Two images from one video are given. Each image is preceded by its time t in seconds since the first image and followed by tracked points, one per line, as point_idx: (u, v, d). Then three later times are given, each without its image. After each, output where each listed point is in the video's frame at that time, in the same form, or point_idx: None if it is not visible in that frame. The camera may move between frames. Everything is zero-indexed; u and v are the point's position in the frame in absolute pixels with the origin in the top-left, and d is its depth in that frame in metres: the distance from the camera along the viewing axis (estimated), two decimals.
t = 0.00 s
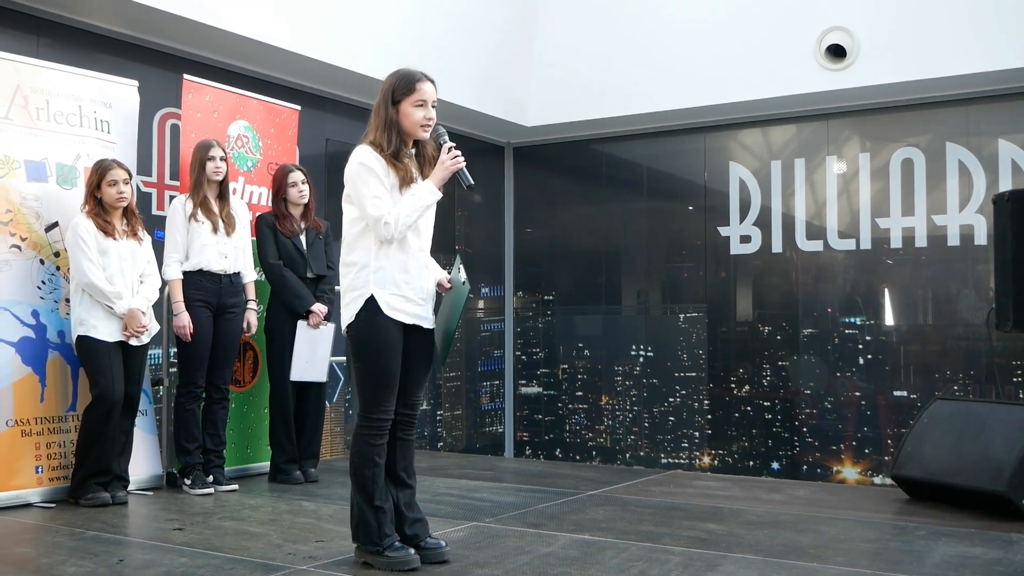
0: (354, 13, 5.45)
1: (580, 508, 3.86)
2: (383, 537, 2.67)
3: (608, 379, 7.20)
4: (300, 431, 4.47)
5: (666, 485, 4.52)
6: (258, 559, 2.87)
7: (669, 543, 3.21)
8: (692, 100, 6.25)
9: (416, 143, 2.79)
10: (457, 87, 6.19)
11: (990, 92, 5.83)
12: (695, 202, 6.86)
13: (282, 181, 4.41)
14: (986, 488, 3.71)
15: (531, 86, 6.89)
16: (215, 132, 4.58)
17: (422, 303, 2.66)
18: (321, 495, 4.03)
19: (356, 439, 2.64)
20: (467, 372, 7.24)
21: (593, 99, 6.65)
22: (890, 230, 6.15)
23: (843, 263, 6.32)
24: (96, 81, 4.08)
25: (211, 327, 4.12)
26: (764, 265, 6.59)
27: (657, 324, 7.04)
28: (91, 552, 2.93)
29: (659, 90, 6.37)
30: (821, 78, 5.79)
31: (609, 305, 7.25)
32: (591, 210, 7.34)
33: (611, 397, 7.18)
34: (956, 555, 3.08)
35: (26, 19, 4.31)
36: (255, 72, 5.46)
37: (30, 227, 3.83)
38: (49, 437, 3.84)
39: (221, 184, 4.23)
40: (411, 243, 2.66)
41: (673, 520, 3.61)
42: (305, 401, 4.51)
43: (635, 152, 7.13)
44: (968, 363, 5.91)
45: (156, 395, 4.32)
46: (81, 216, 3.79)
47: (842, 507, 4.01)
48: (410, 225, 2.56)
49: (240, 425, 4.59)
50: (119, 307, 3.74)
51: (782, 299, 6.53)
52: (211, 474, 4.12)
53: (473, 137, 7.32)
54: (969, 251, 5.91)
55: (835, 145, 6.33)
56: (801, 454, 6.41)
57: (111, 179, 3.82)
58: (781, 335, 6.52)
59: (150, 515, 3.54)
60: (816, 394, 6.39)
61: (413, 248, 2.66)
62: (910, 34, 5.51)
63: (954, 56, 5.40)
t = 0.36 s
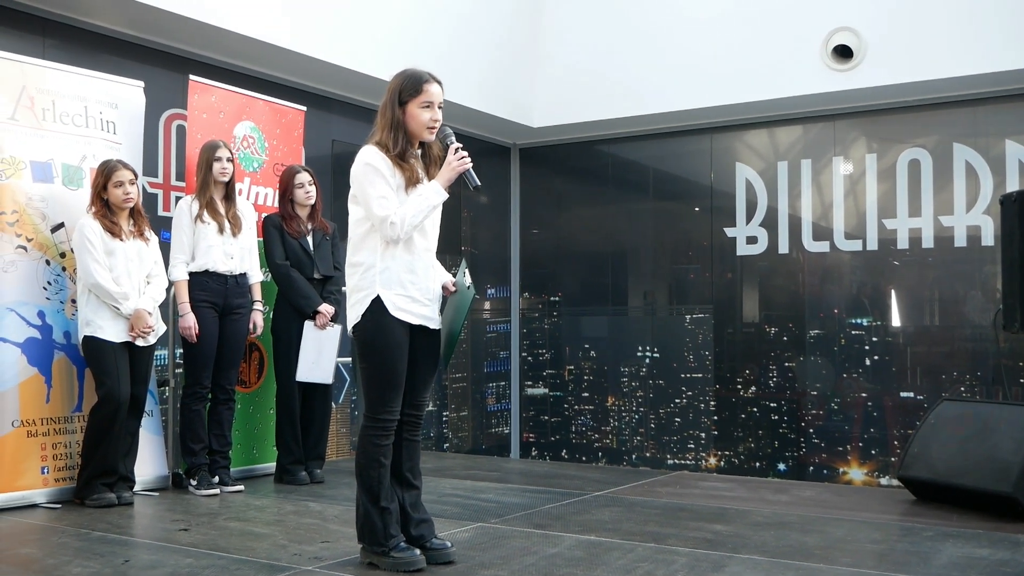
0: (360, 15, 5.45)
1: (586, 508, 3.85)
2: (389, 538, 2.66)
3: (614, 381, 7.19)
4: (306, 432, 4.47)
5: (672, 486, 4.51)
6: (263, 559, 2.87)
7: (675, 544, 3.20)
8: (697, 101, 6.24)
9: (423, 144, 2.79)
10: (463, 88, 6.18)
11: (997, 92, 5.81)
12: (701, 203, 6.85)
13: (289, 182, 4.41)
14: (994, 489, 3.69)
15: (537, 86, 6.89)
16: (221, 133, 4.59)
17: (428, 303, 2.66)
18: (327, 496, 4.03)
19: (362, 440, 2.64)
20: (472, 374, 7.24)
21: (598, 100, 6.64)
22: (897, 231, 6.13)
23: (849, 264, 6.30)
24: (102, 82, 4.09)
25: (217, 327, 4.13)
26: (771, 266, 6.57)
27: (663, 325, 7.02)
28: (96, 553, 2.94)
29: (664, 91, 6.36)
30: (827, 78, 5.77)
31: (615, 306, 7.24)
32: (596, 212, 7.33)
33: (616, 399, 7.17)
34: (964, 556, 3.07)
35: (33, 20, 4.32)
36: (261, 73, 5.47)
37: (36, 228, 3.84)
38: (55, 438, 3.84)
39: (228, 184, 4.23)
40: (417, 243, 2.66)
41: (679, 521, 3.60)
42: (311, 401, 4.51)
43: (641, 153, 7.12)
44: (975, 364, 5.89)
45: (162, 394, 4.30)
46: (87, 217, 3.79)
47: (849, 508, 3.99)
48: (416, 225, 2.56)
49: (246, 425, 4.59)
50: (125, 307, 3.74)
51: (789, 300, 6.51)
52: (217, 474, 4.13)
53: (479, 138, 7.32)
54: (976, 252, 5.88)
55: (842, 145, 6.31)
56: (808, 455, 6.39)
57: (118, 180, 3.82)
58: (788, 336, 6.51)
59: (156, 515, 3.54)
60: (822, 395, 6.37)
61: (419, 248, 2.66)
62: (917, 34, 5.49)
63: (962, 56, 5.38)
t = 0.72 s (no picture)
0: (365, 19, 5.47)
1: (589, 511, 3.86)
2: (391, 541, 2.67)
3: (619, 383, 7.20)
4: (310, 435, 4.49)
5: (676, 489, 4.51)
6: (267, 562, 2.89)
7: (677, 547, 3.20)
8: (702, 103, 6.25)
9: (424, 148, 2.80)
10: (468, 91, 6.20)
11: (1002, 94, 5.80)
12: (706, 206, 6.85)
13: (295, 186, 4.44)
14: (998, 493, 3.69)
15: (541, 89, 6.90)
16: (226, 137, 4.62)
17: (431, 308, 2.68)
18: (331, 499, 4.05)
19: (365, 443, 2.65)
20: (477, 376, 7.25)
21: (602, 102, 6.65)
22: (902, 233, 6.12)
23: (855, 266, 6.29)
24: (108, 87, 4.12)
25: (222, 331, 4.15)
26: (776, 269, 6.57)
27: (668, 328, 7.02)
28: (102, 555, 2.96)
29: (669, 93, 6.37)
30: (831, 81, 5.77)
31: (620, 308, 7.25)
32: (601, 214, 7.34)
33: (621, 401, 7.18)
34: (966, 560, 3.07)
35: (40, 25, 4.36)
36: (266, 78, 5.50)
37: (43, 232, 3.86)
38: (61, 441, 3.87)
39: (233, 189, 4.26)
40: (420, 248, 2.68)
41: (682, 524, 3.61)
42: (316, 404, 4.53)
43: (645, 155, 7.13)
44: (981, 366, 5.88)
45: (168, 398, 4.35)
46: (93, 221, 3.81)
47: (852, 511, 3.99)
48: (419, 230, 2.57)
49: (251, 428, 4.61)
50: (131, 311, 3.77)
51: (794, 303, 6.51)
52: (222, 477, 4.14)
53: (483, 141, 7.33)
54: (982, 255, 5.87)
55: (847, 147, 6.31)
56: (813, 458, 6.39)
57: (124, 184, 3.84)
58: (793, 339, 6.50)
59: (161, 518, 3.56)
60: (827, 398, 6.36)
61: (423, 253, 2.68)
62: (921, 36, 5.48)
63: (966, 59, 5.37)
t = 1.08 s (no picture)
0: (373, 22, 5.49)
1: (597, 514, 3.86)
2: (399, 544, 2.68)
3: (627, 385, 7.20)
4: (319, 437, 4.50)
5: (683, 492, 4.51)
6: (276, 565, 2.91)
7: (685, 551, 3.21)
8: (709, 105, 6.25)
9: (433, 154, 2.81)
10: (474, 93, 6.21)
11: (1012, 96, 5.78)
12: (713, 207, 6.85)
13: (304, 189, 4.47)
14: (1006, 497, 3.68)
15: (549, 91, 6.91)
16: (235, 141, 4.64)
17: (440, 312, 2.69)
18: (339, 501, 4.06)
19: (374, 447, 2.66)
20: (485, 378, 7.25)
21: (610, 104, 6.65)
22: (910, 235, 6.11)
23: (863, 268, 6.28)
24: (118, 91, 4.14)
25: (231, 334, 4.17)
26: (785, 270, 6.56)
27: (676, 329, 7.02)
28: (112, 558, 2.98)
29: (676, 95, 6.37)
30: (839, 83, 5.76)
31: (628, 310, 7.25)
32: (609, 216, 7.34)
33: (629, 403, 7.18)
34: (973, 564, 3.06)
35: (50, 30, 4.39)
36: (275, 81, 5.52)
37: (53, 236, 3.89)
38: (71, 443, 3.89)
39: (242, 193, 4.27)
40: (428, 253, 2.69)
41: (689, 527, 3.61)
42: (325, 407, 4.54)
43: (653, 157, 7.12)
44: (990, 369, 5.86)
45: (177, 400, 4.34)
46: (103, 225, 3.84)
47: (860, 515, 3.98)
48: (427, 235, 2.58)
49: (260, 430, 4.63)
50: (140, 315, 3.79)
51: (802, 304, 6.50)
52: (232, 479, 4.16)
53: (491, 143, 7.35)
54: (991, 257, 5.85)
55: (855, 149, 6.29)
56: (821, 460, 6.38)
57: (133, 189, 3.86)
58: (801, 341, 6.49)
59: (171, 520, 3.58)
60: (836, 400, 6.35)
61: (430, 258, 2.69)
62: (929, 38, 5.47)
63: (975, 60, 5.36)
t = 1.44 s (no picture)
0: (381, 21, 5.48)
1: (606, 514, 3.85)
2: (409, 544, 2.67)
3: (634, 385, 7.19)
4: (327, 437, 4.50)
5: (692, 491, 4.49)
6: (285, 565, 2.90)
7: (695, 551, 3.19)
8: (717, 104, 6.23)
9: (442, 152, 2.81)
10: (481, 92, 6.20)
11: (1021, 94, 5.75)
12: (721, 206, 6.83)
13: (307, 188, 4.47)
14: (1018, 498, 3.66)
15: (556, 90, 6.90)
16: (243, 140, 4.63)
17: (450, 311, 2.67)
18: (348, 501, 4.06)
19: (383, 447, 2.66)
20: (492, 377, 7.24)
21: (617, 103, 6.64)
22: (919, 234, 6.08)
23: (871, 267, 6.26)
24: (126, 90, 4.14)
25: (239, 334, 4.16)
26: (793, 270, 6.54)
27: (683, 328, 7.00)
28: (121, 558, 2.97)
29: (684, 94, 6.35)
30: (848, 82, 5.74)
31: (635, 309, 7.24)
32: (616, 215, 7.33)
33: (636, 403, 7.17)
34: (985, 565, 3.04)
35: (58, 30, 4.39)
36: (282, 81, 5.52)
37: (62, 235, 3.89)
38: (80, 442, 3.89)
39: (251, 192, 4.27)
40: (437, 252, 2.68)
41: (699, 528, 3.60)
42: (333, 406, 4.54)
43: (660, 156, 7.10)
44: (999, 368, 5.83)
45: (185, 400, 4.33)
46: (108, 224, 3.83)
47: (870, 515, 3.96)
48: (437, 234, 2.56)
49: (268, 430, 4.63)
50: (145, 314, 3.78)
51: (810, 303, 6.48)
52: (239, 479, 4.15)
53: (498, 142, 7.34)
54: (1001, 256, 5.82)
55: (864, 148, 6.27)
56: (829, 459, 6.35)
57: (135, 184, 3.86)
58: (809, 341, 6.48)
59: (179, 520, 3.58)
60: (844, 399, 6.33)
61: (440, 257, 2.68)
62: (938, 36, 5.44)
63: (984, 58, 5.33)
